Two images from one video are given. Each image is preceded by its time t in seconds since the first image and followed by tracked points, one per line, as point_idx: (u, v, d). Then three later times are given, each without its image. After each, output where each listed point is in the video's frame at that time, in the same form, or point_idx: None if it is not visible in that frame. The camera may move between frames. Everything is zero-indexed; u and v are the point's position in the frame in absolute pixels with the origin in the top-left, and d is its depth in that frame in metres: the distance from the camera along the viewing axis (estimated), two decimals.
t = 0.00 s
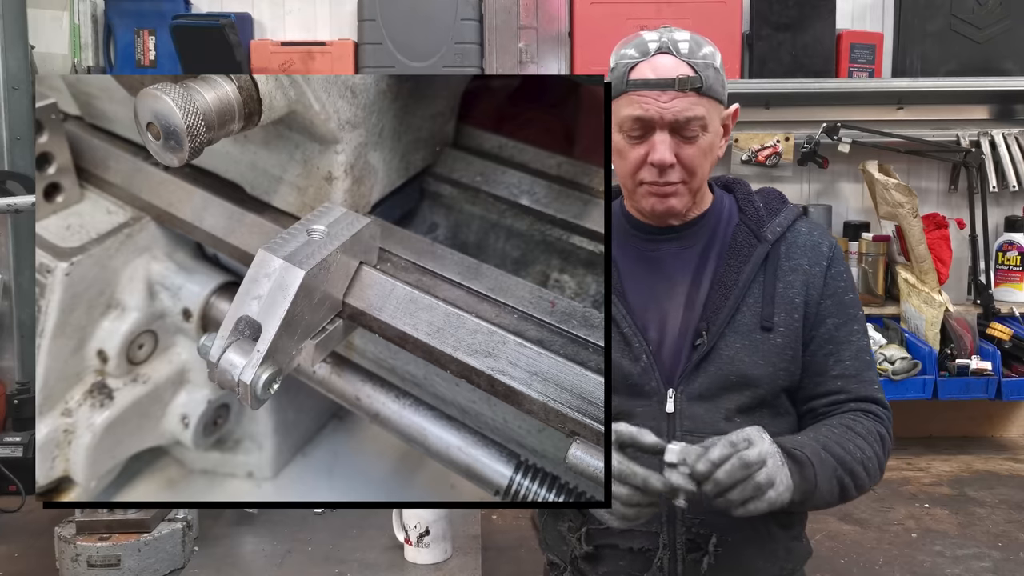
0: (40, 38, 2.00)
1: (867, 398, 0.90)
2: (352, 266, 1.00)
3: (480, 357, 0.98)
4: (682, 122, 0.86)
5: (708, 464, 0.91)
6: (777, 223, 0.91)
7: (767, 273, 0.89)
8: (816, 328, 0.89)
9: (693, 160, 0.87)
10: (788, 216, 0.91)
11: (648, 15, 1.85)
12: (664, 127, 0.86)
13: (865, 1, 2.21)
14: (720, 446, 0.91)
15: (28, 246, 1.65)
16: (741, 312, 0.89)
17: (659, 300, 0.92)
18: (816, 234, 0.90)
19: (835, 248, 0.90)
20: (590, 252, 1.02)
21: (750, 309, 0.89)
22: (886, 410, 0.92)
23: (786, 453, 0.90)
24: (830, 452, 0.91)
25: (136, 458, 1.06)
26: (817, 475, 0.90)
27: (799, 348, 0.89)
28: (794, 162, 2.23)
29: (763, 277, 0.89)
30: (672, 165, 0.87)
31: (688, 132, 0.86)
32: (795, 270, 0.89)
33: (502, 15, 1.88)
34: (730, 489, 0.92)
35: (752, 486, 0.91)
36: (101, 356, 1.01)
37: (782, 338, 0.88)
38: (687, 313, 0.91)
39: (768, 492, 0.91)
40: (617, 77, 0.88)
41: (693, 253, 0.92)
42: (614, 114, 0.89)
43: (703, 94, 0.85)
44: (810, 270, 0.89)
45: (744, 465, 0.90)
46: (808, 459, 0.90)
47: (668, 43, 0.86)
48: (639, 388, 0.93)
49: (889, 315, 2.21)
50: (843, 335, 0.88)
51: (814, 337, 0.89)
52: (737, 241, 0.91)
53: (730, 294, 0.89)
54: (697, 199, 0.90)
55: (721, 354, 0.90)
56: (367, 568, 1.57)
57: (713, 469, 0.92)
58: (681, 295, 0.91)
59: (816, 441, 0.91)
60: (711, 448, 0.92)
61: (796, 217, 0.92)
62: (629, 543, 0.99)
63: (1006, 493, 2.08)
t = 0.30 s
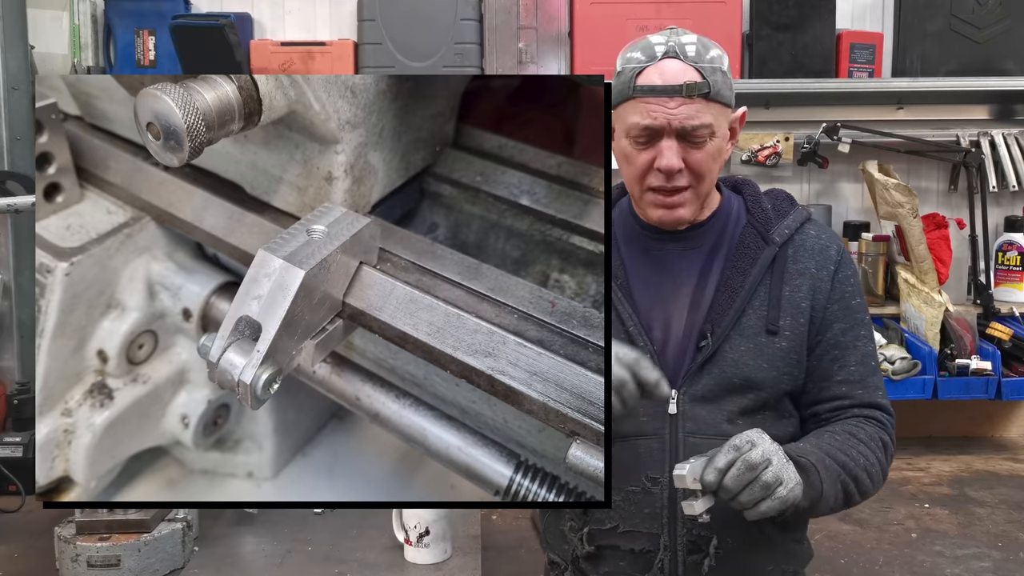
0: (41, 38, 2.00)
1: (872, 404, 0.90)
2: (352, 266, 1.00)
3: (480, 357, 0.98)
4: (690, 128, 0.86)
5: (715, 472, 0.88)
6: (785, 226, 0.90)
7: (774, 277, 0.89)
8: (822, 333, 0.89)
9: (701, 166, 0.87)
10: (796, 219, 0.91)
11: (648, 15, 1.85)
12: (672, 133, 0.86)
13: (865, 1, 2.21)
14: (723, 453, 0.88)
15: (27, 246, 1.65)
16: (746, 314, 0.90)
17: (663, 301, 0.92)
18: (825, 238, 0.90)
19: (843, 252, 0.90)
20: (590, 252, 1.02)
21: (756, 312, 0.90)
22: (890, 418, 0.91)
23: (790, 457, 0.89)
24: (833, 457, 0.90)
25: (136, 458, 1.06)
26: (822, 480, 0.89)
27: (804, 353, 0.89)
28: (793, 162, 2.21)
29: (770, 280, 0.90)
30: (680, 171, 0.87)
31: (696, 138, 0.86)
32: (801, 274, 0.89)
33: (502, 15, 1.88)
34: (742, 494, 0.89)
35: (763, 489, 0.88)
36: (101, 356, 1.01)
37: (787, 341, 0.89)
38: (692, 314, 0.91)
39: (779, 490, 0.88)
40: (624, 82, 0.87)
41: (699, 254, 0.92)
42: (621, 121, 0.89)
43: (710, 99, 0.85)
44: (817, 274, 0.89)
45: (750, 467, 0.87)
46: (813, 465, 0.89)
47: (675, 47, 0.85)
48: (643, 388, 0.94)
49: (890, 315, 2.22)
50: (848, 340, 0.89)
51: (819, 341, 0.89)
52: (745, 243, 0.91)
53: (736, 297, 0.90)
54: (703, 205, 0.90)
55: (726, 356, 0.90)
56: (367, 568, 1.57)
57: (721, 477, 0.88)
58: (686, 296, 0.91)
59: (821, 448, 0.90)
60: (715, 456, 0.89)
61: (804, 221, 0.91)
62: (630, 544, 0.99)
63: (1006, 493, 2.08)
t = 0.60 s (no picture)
0: (41, 38, 2.00)
1: (870, 410, 0.91)
2: (351, 266, 1.00)
3: (480, 357, 0.98)
4: (695, 128, 0.86)
5: (702, 468, 0.88)
6: (788, 229, 0.91)
7: (777, 279, 0.90)
8: (822, 337, 0.89)
9: (704, 166, 0.87)
10: (800, 222, 0.92)
11: (648, 15, 1.85)
12: (678, 131, 0.86)
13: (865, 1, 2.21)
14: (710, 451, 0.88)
15: (27, 247, 1.65)
16: (748, 317, 0.90)
17: (665, 302, 0.92)
18: (828, 242, 0.91)
19: (846, 256, 0.90)
20: (590, 252, 1.02)
21: (758, 314, 0.90)
22: (887, 423, 0.92)
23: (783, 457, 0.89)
24: (827, 460, 0.90)
25: (136, 458, 1.06)
26: (814, 482, 0.89)
27: (803, 356, 0.89)
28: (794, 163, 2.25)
29: (772, 283, 0.90)
30: (682, 171, 0.87)
31: (700, 137, 0.86)
32: (804, 277, 0.89)
33: (502, 15, 1.88)
34: (729, 492, 0.89)
35: (750, 487, 0.87)
36: (101, 356, 1.01)
37: (788, 345, 0.89)
38: (693, 315, 0.91)
39: (767, 488, 0.87)
40: (632, 78, 0.86)
41: (702, 256, 0.92)
42: (627, 116, 0.88)
43: (718, 99, 0.85)
44: (819, 277, 0.89)
45: (737, 465, 0.87)
46: (805, 467, 0.89)
47: (685, 46, 0.85)
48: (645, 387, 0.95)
49: (890, 315, 2.22)
50: (848, 345, 0.89)
51: (820, 345, 0.90)
52: (748, 245, 0.91)
53: (738, 299, 0.90)
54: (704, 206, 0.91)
55: (726, 358, 0.90)
56: (367, 568, 1.58)
57: (708, 474, 0.89)
58: (687, 297, 0.91)
59: (815, 450, 0.90)
60: (704, 454, 0.89)
61: (807, 224, 0.92)
62: (628, 546, 0.99)
63: (1006, 493, 2.08)
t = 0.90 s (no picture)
0: (41, 39, 2.01)
1: (873, 409, 0.91)
2: (352, 266, 1.00)
3: (480, 357, 0.98)
4: (690, 130, 0.86)
5: (706, 458, 0.88)
6: (790, 228, 0.91)
7: (778, 280, 0.90)
8: (823, 337, 0.89)
9: (701, 167, 0.87)
10: (801, 221, 0.92)
11: (648, 15, 1.84)
12: (673, 133, 0.86)
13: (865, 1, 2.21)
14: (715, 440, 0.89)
15: (26, 248, 1.65)
16: (749, 317, 0.90)
17: (666, 303, 0.92)
18: (830, 242, 0.91)
19: (847, 256, 0.90)
20: (590, 252, 1.02)
21: (758, 315, 0.90)
22: (889, 422, 0.92)
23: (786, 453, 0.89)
24: (830, 458, 0.90)
25: (136, 458, 1.06)
26: (817, 479, 0.88)
27: (805, 357, 0.89)
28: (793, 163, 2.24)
29: (774, 283, 0.90)
30: (680, 172, 0.87)
31: (697, 139, 0.86)
32: (805, 277, 0.89)
33: (502, 16, 1.88)
34: (733, 482, 0.88)
35: (753, 477, 0.87)
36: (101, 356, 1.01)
37: (789, 345, 0.89)
38: (694, 316, 0.91)
39: (770, 479, 0.87)
40: (628, 80, 0.87)
41: (703, 256, 0.92)
42: (623, 120, 0.89)
43: (712, 100, 0.85)
44: (820, 277, 0.89)
45: (741, 455, 0.87)
46: (808, 464, 0.88)
47: (680, 47, 0.86)
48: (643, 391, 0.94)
49: (890, 315, 2.22)
50: (850, 345, 0.89)
51: (821, 345, 0.90)
52: (749, 245, 0.91)
53: (739, 300, 0.90)
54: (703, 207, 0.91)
55: (727, 359, 0.90)
56: (367, 568, 1.58)
57: (713, 464, 0.88)
58: (688, 298, 0.91)
59: (818, 448, 0.90)
60: (709, 444, 0.89)
61: (809, 223, 0.92)
62: (630, 546, 0.99)
63: (1006, 493, 2.08)
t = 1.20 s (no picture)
0: (41, 38, 2.01)
1: (873, 408, 0.91)
2: (352, 266, 1.00)
3: (480, 357, 0.98)
4: (690, 123, 0.86)
5: (719, 453, 0.86)
6: (789, 229, 0.91)
7: (777, 280, 0.90)
8: (823, 337, 0.89)
9: (702, 161, 0.87)
10: (800, 222, 0.92)
11: (648, 15, 1.84)
12: (673, 127, 0.86)
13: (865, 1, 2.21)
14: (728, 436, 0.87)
15: (26, 248, 1.65)
16: (748, 317, 0.90)
17: (666, 304, 0.93)
18: (829, 241, 0.91)
19: (847, 255, 0.91)
20: (590, 252, 1.03)
21: (758, 314, 0.90)
22: (889, 423, 0.92)
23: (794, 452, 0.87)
24: (834, 459, 0.89)
25: (136, 458, 1.05)
26: (822, 481, 0.87)
27: (804, 357, 0.89)
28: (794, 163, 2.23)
29: (773, 283, 0.90)
30: (682, 166, 0.87)
31: (697, 132, 0.86)
32: (804, 277, 0.89)
33: (502, 15, 1.88)
34: (743, 479, 0.86)
35: (764, 475, 0.85)
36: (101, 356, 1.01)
37: (788, 345, 0.89)
38: (694, 316, 0.91)
39: (781, 478, 0.85)
40: (624, 78, 0.87)
41: (702, 256, 0.92)
42: (622, 117, 0.89)
43: (710, 92, 0.85)
44: (820, 276, 0.89)
45: (754, 452, 0.85)
46: (813, 465, 0.87)
47: (674, 43, 0.86)
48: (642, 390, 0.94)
49: (890, 315, 2.22)
50: (849, 345, 0.89)
51: (821, 345, 0.90)
52: (748, 246, 0.91)
53: (739, 299, 0.90)
54: (706, 203, 0.90)
55: (727, 359, 0.90)
56: (367, 568, 1.58)
57: (725, 460, 0.86)
58: (688, 298, 0.92)
59: (820, 448, 0.89)
60: (721, 439, 0.88)
61: (808, 224, 0.92)
62: (629, 546, 0.99)
63: (1005, 493, 2.08)
